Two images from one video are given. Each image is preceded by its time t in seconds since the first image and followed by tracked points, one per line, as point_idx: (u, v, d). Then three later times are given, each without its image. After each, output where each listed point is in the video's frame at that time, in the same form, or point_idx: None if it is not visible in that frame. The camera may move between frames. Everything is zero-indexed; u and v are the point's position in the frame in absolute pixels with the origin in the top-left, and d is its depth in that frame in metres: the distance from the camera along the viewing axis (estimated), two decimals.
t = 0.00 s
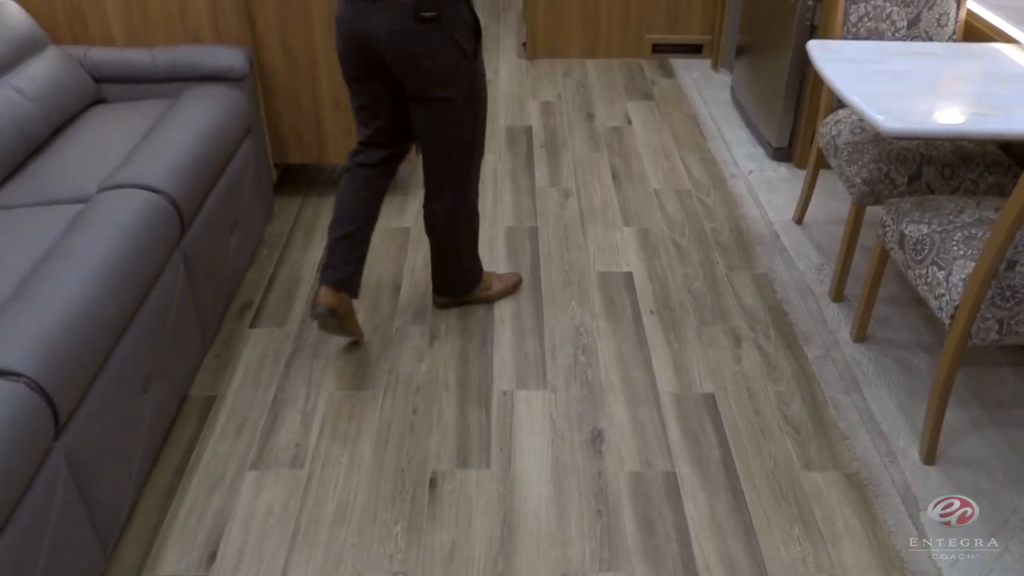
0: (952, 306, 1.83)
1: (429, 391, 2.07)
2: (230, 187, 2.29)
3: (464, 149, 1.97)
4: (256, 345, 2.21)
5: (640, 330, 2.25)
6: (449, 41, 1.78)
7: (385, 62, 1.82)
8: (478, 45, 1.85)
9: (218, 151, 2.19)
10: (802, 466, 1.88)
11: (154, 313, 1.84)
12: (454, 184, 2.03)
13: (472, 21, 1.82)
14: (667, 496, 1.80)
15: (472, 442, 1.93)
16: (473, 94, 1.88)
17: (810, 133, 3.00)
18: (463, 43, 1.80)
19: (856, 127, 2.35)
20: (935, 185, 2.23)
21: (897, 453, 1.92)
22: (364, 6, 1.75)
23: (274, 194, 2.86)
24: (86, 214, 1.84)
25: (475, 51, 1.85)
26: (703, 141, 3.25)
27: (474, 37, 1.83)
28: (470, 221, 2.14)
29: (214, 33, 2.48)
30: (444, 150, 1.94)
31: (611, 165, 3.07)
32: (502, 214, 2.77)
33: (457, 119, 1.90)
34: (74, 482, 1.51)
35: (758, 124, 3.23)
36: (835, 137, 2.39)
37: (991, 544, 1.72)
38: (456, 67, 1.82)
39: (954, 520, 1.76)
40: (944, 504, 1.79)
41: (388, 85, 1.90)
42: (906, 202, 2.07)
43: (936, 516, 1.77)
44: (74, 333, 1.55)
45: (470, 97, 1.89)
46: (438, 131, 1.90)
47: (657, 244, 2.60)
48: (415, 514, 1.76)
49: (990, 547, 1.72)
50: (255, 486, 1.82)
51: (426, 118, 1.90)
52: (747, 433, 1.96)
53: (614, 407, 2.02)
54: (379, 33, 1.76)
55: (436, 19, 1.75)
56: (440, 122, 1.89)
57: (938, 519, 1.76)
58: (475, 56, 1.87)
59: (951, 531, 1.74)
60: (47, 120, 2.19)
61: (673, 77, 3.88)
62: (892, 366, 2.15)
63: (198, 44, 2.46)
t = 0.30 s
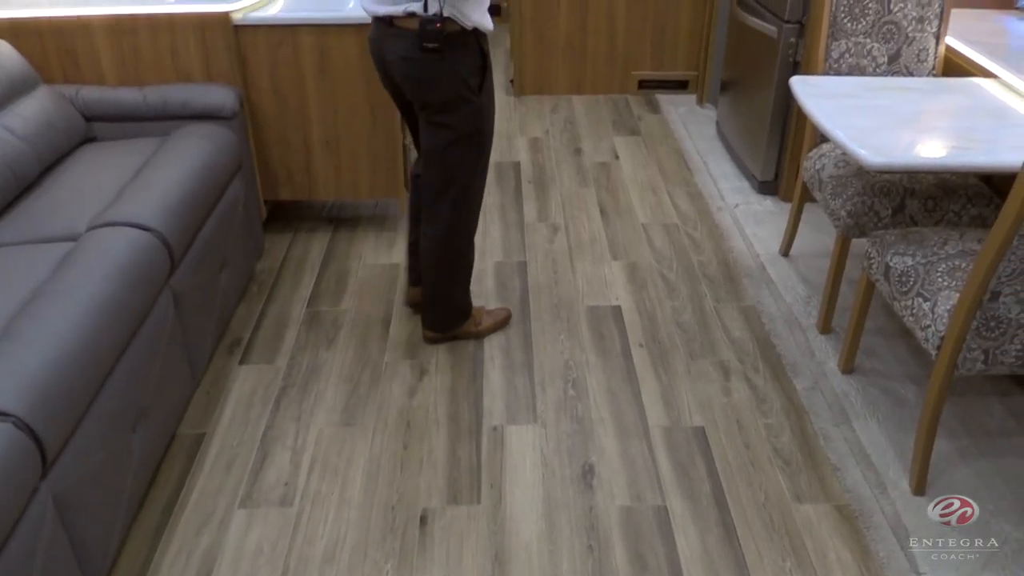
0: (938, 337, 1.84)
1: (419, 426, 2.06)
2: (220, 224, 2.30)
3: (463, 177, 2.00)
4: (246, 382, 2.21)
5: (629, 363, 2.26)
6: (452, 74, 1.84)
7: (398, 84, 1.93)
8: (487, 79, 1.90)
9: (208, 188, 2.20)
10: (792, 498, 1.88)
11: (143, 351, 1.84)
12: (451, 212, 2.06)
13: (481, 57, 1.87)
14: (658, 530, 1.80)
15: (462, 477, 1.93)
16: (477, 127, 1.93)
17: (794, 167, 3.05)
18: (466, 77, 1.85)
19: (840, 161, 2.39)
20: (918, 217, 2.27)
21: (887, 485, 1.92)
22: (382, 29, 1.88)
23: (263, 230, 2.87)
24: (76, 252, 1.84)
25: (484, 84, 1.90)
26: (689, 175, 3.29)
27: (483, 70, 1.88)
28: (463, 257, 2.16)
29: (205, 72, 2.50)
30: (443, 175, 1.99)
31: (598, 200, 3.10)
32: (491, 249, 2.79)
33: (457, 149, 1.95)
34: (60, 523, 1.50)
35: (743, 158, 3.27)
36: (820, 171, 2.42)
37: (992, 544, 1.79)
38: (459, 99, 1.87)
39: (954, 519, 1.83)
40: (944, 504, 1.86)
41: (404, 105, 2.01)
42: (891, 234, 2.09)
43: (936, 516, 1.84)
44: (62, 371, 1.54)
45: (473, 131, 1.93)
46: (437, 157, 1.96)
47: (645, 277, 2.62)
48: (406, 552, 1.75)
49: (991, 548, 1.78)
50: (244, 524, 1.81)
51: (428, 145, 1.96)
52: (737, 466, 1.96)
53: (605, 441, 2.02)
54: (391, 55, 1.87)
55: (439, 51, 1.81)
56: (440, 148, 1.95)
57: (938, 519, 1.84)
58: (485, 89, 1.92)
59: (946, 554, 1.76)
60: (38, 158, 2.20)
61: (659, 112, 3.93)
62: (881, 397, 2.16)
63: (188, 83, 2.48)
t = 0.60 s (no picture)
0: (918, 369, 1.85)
1: (404, 465, 2.06)
2: (203, 263, 2.31)
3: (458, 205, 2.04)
4: (230, 423, 2.20)
5: (613, 398, 2.27)
6: (443, 101, 1.90)
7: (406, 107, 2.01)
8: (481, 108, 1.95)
9: (191, 228, 2.21)
10: (779, 532, 1.87)
11: (125, 392, 1.83)
12: (445, 237, 2.09)
13: (473, 88, 1.92)
14: (645, 566, 1.79)
15: (448, 516, 1.91)
16: (468, 156, 1.97)
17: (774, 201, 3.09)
18: (455, 105, 1.91)
19: (818, 195, 2.42)
20: (896, 249, 2.30)
21: (872, 516, 1.92)
22: (395, 53, 1.98)
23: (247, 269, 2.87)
24: (57, 294, 1.83)
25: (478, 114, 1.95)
26: (670, 211, 3.33)
27: (476, 100, 1.93)
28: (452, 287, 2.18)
29: (189, 113, 2.52)
30: (438, 201, 2.03)
31: (581, 236, 3.13)
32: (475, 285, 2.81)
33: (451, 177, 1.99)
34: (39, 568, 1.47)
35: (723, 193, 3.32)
36: (798, 205, 2.46)
37: (991, 544, 1.87)
38: (449, 127, 1.93)
39: (954, 519, 1.92)
40: (945, 504, 1.95)
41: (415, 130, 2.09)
42: (869, 267, 2.11)
43: (936, 516, 1.93)
44: (43, 413, 1.53)
45: (464, 159, 1.97)
46: (433, 181, 2.00)
47: (628, 312, 2.64)
48: None
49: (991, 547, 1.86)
50: (227, 567, 1.79)
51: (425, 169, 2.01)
52: (723, 500, 1.96)
53: (590, 477, 2.02)
54: (398, 78, 1.97)
55: (432, 77, 1.89)
56: (432, 173, 1.99)
57: (938, 518, 1.92)
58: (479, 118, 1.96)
59: (943, 562, 1.82)
60: (21, 200, 2.20)
61: (640, 148, 3.99)
62: (864, 429, 2.17)
63: (172, 124, 2.50)
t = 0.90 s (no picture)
0: (898, 397, 1.86)
1: (388, 500, 2.04)
2: (185, 299, 2.30)
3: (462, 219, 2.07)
4: (212, 460, 2.18)
5: (598, 431, 2.27)
6: (439, 112, 1.96)
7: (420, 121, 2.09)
8: (479, 123, 1.98)
9: (173, 264, 2.21)
10: (765, 562, 1.87)
11: (106, 430, 1.81)
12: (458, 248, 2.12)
13: (467, 104, 1.96)
14: None
15: (432, 551, 1.90)
16: (466, 169, 2.00)
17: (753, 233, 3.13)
18: (449, 119, 1.96)
19: (796, 227, 2.46)
20: (874, 279, 2.33)
21: (857, 545, 1.93)
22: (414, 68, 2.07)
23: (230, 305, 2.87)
24: (38, 332, 1.82)
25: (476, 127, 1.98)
26: (652, 243, 3.37)
27: (472, 115, 1.97)
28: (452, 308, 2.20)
29: (172, 150, 2.54)
30: (447, 211, 2.08)
31: (563, 269, 3.15)
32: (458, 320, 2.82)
33: (450, 189, 2.03)
34: None
35: (703, 225, 3.36)
36: (777, 237, 2.49)
37: (992, 544, 1.96)
38: (446, 139, 1.98)
39: (954, 519, 2.01)
40: (945, 505, 2.04)
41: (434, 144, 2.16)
42: (848, 297, 2.14)
43: (937, 516, 2.02)
44: (22, 451, 1.51)
45: (461, 171, 2.00)
46: (440, 193, 2.06)
47: (611, 345, 2.65)
48: None
49: (992, 548, 1.95)
50: None
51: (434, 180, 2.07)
52: (708, 531, 1.95)
53: (575, 510, 2.01)
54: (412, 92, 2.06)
55: (429, 89, 1.95)
56: (438, 183, 2.04)
57: (939, 519, 2.01)
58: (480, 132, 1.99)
59: (943, 564, 1.89)
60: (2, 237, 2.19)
61: (621, 182, 4.04)
62: (847, 459, 2.18)
63: (155, 161, 2.51)
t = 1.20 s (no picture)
0: (884, 423, 1.87)
1: (376, 531, 2.03)
2: (172, 330, 2.29)
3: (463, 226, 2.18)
4: (199, 492, 2.16)
5: (586, 459, 2.27)
6: (424, 128, 2.10)
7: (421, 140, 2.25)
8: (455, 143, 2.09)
9: (161, 296, 2.21)
10: None
11: (91, 462, 1.79)
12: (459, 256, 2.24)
13: (448, 122, 2.07)
14: None
15: None
16: (446, 184, 2.12)
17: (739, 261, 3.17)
18: (432, 135, 2.09)
19: (780, 254, 2.49)
20: (858, 305, 2.35)
21: (847, 573, 1.92)
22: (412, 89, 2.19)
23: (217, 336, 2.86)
24: (24, 364, 1.80)
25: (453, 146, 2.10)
26: (638, 271, 3.39)
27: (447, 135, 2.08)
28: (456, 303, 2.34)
29: (159, 181, 2.54)
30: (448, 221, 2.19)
31: (550, 297, 3.16)
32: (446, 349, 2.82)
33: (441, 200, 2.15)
34: None
35: (689, 253, 3.39)
36: (762, 264, 2.52)
37: (993, 544, 2.03)
38: (432, 154, 2.11)
39: (954, 519, 2.08)
40: (946, 505, 2.11)
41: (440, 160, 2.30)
42: (833, 323, 2.15)
43: (937, 516, 2.10)
44: (7, 484, 1.49)
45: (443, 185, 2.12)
46: (437, 204, 2.19)
47: (598, 373, 2.66)
48: None
49: (993, 547, 2.02)
50: None
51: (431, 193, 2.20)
52: (698, 559, 1.94)
53: (565, 539, 2.00)
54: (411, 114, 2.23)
55: (413, 108, 2.10)
56: (432, 195, 2.17)
57: (938, 519, 2.09)
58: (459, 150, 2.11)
59: (941, 562, 1.98)
60: None
61: (606, 210, 4.07)
62: (835, 484, 2.18)
63: (142, 192, 2.51)
